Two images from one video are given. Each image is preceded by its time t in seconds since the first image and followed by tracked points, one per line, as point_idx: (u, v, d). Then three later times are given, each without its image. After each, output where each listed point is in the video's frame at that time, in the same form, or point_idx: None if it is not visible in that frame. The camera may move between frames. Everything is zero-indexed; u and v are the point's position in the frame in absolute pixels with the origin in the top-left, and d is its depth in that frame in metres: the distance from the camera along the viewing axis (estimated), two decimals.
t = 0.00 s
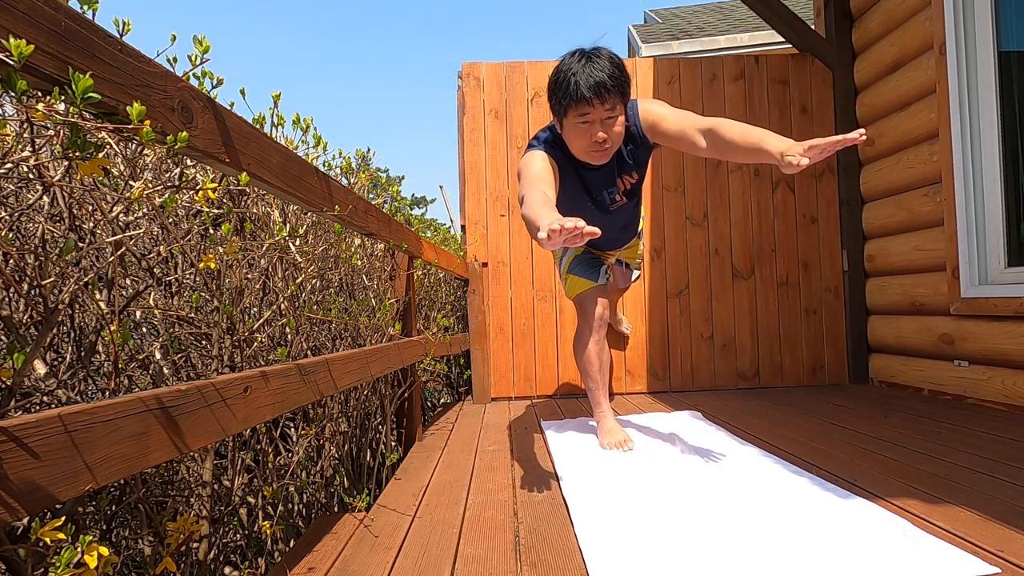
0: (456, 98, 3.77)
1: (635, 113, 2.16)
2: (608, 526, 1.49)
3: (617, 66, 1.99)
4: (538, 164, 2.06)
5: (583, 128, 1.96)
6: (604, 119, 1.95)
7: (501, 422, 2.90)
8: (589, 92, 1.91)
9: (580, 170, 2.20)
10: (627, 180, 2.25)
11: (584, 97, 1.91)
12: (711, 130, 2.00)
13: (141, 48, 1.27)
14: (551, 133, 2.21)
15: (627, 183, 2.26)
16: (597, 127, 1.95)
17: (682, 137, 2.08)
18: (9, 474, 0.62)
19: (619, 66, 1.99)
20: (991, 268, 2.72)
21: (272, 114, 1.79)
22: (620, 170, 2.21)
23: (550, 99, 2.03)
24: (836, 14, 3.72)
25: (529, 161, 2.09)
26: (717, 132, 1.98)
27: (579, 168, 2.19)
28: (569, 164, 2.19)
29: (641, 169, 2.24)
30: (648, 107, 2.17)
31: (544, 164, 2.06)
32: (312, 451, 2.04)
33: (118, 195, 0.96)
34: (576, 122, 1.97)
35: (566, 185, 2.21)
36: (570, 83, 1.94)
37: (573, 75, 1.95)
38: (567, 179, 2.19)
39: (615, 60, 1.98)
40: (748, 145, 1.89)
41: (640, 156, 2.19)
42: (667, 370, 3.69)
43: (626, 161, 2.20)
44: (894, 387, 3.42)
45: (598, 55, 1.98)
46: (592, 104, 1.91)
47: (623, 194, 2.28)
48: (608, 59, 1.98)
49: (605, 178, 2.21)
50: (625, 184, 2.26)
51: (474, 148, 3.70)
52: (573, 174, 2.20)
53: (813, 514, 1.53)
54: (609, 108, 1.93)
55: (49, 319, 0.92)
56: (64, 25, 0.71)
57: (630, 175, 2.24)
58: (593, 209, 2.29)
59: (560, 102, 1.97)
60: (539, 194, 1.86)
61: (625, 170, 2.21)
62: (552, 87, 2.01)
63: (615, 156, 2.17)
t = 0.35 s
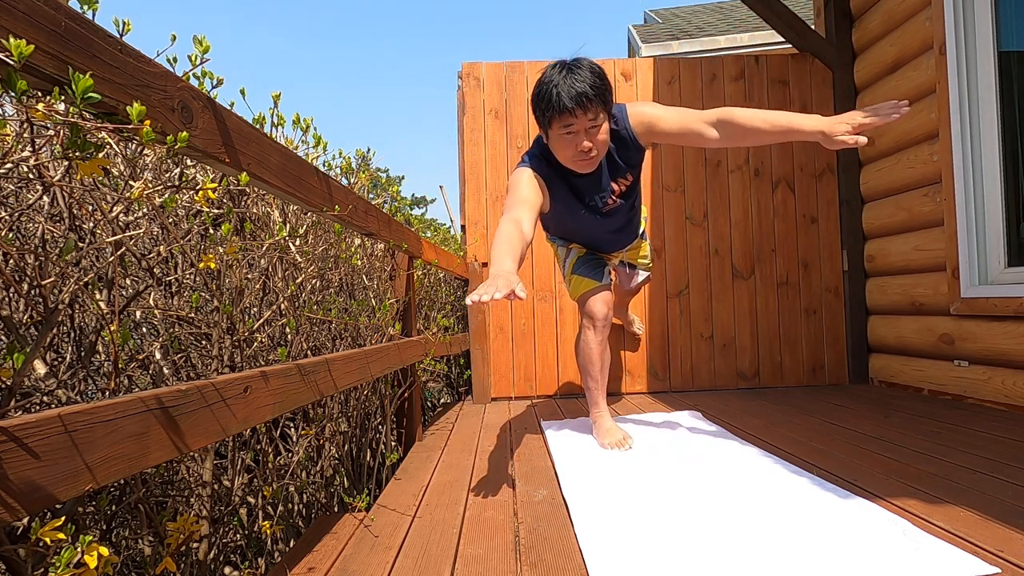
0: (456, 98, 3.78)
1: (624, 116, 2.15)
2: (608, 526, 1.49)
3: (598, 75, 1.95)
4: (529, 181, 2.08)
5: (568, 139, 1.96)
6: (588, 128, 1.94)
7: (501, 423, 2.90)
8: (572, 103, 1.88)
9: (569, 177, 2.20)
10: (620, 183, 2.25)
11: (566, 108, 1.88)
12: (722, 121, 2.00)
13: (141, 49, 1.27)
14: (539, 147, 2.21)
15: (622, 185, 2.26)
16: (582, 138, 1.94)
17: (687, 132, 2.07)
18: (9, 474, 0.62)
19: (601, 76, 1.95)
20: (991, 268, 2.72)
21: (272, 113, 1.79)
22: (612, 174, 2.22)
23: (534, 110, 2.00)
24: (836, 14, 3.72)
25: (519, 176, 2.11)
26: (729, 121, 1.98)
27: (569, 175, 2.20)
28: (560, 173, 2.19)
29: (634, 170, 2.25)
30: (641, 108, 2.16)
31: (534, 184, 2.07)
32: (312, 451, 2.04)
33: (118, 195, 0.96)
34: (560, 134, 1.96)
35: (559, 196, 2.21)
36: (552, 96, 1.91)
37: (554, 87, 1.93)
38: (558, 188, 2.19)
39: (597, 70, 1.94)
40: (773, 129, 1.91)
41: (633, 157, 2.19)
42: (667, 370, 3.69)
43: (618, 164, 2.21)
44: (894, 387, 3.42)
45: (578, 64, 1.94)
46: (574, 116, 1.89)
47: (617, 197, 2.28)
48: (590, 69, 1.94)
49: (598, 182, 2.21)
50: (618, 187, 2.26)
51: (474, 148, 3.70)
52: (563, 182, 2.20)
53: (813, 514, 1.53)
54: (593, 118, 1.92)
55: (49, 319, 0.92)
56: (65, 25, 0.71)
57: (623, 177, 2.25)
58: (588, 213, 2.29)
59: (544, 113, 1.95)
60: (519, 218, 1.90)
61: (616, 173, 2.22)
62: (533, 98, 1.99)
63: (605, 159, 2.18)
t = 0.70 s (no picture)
0: (456, 98, 3.77)
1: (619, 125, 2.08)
2: (608, 526, 1.49)
3: (593, 92, 1.92)
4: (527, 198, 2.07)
5: (561, 155, 1.94)
6: (581, 146, 1.92)
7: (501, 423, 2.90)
8: (565, 124, 1.86)
9: (560, 186, 2.19)
10: (612, 190, 2.24)
11: (560, 130, 1.86)
12: (695, 154, 1.91)
13: (140, 48, 1.27)
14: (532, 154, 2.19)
15: (614, 192, 2.25)
16: (575, 155, 1.93)
17: (667, 156, 2.01)
18: (9, 475, 0.62)
19: (595, 92, 1.92)
20: (991, 268, 2.72)
21: (272, 113, 1.79)
22: (605, 182, 2.21)
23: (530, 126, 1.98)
24: (835, 14, 3.72)
25: (516, 188, 2.09)
26: (703, 157, 1.89)
27: (560, 184, 2.19)
28: (552, 184, 2.18)
29: (627, 179, 2.24)
30: (633, 120, 2.08)
31: (533, 203, 2.07)
32: (312, 451, 2.04)
33: (118, 195, 0.96)
34: (554, 150, 1.94)
35: (552, 206, 2.22)
36: (546, 112, 1.89)
37: (549, 104, 1.90)
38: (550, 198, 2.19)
39: (591, 87, 1.91)
40: (737, 177, 1.81)
41: (625, 169, 2.17)
42: (667, 370, 3.69)
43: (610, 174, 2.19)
44: (894, 387, 3.42)
45: (574, 79, 1.91)
46: (567, 135, 1.88)
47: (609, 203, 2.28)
48: (585, 86, 1.91)
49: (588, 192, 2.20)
50: (610, 194, 2.25)
51: (474, 148, 3.70)
52: (555, 190, 2.19)
53: (813, 514, 1.53)
54: (586, 136, 1.90)
55: (49, 319, 0.92)
56: (64, 25, 0.71)
57: (616, 186, 2.24)
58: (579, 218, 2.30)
59: (537, 129, 1.93)
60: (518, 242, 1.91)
61: (608, 181, 2.21)
62: (528, 112, 1.96)
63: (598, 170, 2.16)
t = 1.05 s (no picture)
0: (457, 98, 3.78)
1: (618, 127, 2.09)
2: (608, 526, 1.49)
3: (588, 83, 1.92)
4: (518, 185, 2.12)
5: (553, 147, 1.95)
6: (574, 137, 1.92)
7: (501, 423, 2.90)
8: (557, 113, 1.87)
9: (554, 180, 2.20)
10: (608, 189, 2.23)
11: (551, 118, 1.87)
12: (680, 170, 1.88)
13: (141, 49, 1.28)
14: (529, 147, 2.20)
15: (610, 192, 2.24)
16: (567, 146, 1.92)
17: (656, 166, 1.99)
18: (9, 474, 0.62)
19: (590, 83, 1.92)
20: (991, 268, 2.72)
21: (272, 114, 1.79)
22: (601, 181, 2.20)
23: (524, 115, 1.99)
24: (835, 14, 3.72)
25: (507, 175, 2.14)
26: (682, 174, 1.87)
27: (555, 178, 2.20)
28: (546, 177, 2.19)
29: (624, 180, 2.23)
30: (632, 124, 2.07)
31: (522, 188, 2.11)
32: (312, 451, 2.04)
33: (119, 195, 0.96)
34: (547, 140, 1.94)
35: (546, 199, 2.22)
36: (539, 102, 1.89)
37: (542, 94, 1.90)
38: (542, 191, 2.19)
39: (586, 78, 1.91)
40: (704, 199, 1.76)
41: (622, 170, 2.17)
42: (667, 370, 3.69)
43: (606, 172, 2.18)
44: (894, 387, 3.42)
45: (569, 70, 1.91)
46: (559, 125, 1.88)
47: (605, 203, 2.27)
48: (580, 77, 1.91)
49: (581, 188, 2.20)
50: (606, 193, 2.24)
51: (474, 147, 3.70)
52: (549, 184, 2.20)
53: (813, 514, 1.53)
54: (579, 127, 1.90)
55: (49, 319, 0.93)
56: (64, 25, 0.71)
57: (613, 185, 2.23)
58: (573, 216, 2.29)
59: (531, 119, 1.94)
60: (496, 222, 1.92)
61: (604, 180, 2.20)
62: (523, 102, 1.96)
63: (594, 167, 2.16)
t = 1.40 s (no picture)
0: (457, 98, 3.78)
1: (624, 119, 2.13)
2: (608, 526, 1.49)
3: (602, 65, 1.96)
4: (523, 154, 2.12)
5: (561, 124, 1.96)
6: (584, 117, 1.94)
7: (501, 422, 2.90)
8: (568, 89, 1.89)
9: (560, 164, 2.21)
10: (610, 181, 2.25)
11: (563, 93, 1.90)
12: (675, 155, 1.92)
13: (141, 48, 1.28)
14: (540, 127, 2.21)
15: (613, 184, 2.26)
16: (576, 124, 1.93)
17: (655, 154, 2.02)
18: (9, 474, 0.62)
19: (604, 65, 1.96)
20: (991, 268, 2.72)
21: (272, 113, 1.79)
22: (603, 171, 2.22)
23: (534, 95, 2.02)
24: (835, 14, 3.72)
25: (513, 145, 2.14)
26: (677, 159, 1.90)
27: (560, 162, 2.21)
28: (552, 160, 2.20)
29: (627, 173, 2.24)
30: (637, 116, 2.11)
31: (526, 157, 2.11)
32: (312, 451, 2.04)
33: (119, 195, 0.96)
34: (557, 119, 1.96)
35: (550, 182, 2.22)
36: (552, 80, 1.92)
37: (555, 72, 1.94)
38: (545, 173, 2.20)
39: (600, 59, 1.95)
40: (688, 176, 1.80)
41: (625, 161, 2.18)
42: (667, 369, 3.69)
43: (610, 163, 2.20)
44: (894, 387, 3.42)
45: (582, 51, 1.95)
46: (570, 102, 1.90)
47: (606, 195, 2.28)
48: (593, 58, 1.96)
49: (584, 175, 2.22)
50: (607, 185, 2.26)
51: (474, 147, 3.70)
52: (554, 168, 2.21)
53: (813, 514, 1.53)
54: (590, 106, 1.92)
55: (49, 319, 0.93)
56: (64, 25, 0.71)
57: (614, 177, 2.24)
58: (574, 206, 2.29)
59: (542, 97, 1.96)
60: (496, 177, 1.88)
61: (607, 171, 2.21)
62: (536, 82, 1.99)
63: (599, 155, 2.18)
